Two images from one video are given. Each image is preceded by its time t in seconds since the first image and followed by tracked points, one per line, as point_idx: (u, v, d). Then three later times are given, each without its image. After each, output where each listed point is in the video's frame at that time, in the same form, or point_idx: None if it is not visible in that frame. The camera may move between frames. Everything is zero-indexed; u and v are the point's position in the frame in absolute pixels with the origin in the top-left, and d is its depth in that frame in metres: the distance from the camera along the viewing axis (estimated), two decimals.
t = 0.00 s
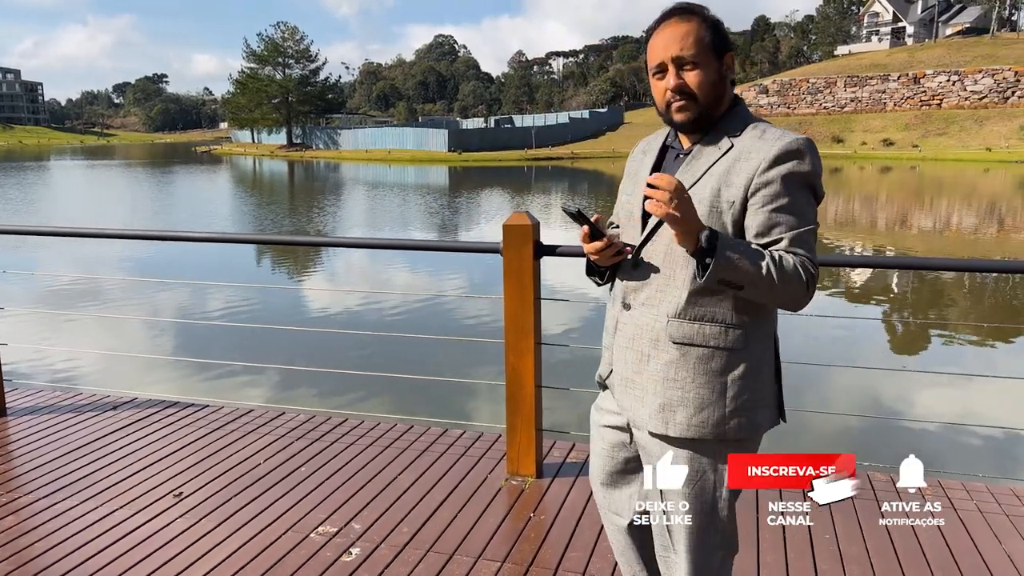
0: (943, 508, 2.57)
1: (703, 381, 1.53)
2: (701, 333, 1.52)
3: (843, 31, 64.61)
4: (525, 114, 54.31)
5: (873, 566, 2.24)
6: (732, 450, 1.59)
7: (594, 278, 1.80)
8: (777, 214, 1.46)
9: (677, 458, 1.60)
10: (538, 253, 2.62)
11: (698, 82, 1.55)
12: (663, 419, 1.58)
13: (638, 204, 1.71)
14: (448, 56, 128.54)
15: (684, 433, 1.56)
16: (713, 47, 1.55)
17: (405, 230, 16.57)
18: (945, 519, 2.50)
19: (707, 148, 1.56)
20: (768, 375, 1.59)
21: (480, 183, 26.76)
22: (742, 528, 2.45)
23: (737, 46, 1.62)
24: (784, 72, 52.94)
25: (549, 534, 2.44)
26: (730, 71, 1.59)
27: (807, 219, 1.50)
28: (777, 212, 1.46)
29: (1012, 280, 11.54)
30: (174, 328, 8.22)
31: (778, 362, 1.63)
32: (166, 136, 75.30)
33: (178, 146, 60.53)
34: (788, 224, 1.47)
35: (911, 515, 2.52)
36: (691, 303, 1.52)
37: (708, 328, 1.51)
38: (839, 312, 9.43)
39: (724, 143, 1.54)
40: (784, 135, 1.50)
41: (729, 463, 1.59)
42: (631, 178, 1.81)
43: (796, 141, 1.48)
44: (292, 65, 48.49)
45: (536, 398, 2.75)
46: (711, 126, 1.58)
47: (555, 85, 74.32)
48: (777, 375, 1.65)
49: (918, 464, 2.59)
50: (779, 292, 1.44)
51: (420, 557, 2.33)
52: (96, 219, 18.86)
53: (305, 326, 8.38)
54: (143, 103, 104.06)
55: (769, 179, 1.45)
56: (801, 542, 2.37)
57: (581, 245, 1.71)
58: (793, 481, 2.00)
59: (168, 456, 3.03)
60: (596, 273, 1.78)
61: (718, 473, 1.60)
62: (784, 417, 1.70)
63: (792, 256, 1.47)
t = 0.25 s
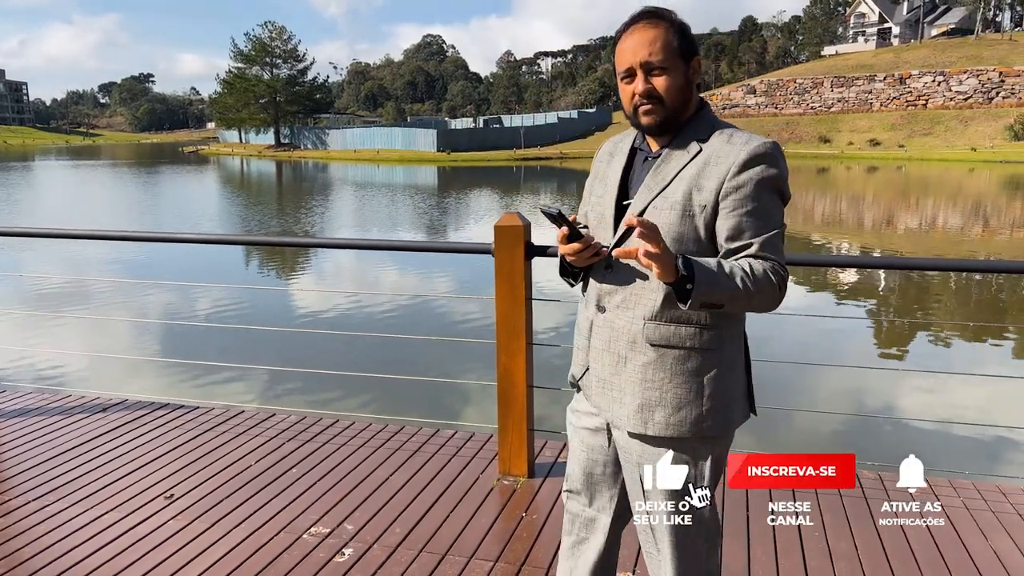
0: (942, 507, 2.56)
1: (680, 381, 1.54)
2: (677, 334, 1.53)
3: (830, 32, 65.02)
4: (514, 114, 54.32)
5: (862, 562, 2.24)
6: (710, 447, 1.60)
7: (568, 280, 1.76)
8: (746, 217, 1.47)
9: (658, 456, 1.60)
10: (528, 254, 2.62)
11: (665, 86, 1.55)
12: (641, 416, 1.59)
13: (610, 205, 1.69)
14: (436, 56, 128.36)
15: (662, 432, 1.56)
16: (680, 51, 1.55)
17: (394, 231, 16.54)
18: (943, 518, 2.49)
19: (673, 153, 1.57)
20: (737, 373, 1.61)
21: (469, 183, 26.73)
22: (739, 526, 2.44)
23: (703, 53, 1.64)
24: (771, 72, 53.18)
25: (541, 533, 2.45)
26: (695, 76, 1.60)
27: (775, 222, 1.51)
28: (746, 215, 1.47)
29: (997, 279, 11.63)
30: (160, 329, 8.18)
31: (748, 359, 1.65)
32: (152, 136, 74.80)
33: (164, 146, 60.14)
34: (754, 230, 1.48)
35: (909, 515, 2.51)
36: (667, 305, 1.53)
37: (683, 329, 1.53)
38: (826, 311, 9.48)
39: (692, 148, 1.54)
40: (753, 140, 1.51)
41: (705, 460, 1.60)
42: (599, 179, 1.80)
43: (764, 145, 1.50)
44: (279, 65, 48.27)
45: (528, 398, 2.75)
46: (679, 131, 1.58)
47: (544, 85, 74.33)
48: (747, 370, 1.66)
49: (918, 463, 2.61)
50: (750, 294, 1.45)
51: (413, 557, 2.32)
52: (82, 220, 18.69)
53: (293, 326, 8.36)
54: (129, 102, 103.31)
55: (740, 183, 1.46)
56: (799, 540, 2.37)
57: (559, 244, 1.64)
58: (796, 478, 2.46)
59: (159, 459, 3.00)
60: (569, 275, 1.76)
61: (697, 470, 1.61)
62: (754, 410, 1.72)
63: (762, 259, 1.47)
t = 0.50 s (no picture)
0: (940, 506, 2.56)
1: (656, 372, 1.54)
2: (650, 328, 1.53)
3: (820, 32, 65.37)
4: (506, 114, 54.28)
5: (857, 561, 2.24)
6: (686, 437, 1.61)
7: (540, 281, 1.73)
8: (712, 215, 1.49)
9: (636, 449, 1.59)
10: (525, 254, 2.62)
11: (628, 92, 1.55)
12: (619, 409, 1.58)
13: (579, 207, 1.68)
14: (427, 56, 128.08)
15: (640, 423, 1.56)
16: (641, 56, 1.55)
17: (385, 231, 16.51)
18: (939, 517, 2.49)
19: (639, 155, 1.57)
20: (705, 366, 1.62)
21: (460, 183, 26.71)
22: (738, 525, 2.44)
23: (662, 57, 1.63)
24: (762, 72, 53.36)
25: (538, 532, 2.44)
26: (655, 81, 1.60)
27: (737, 217, 1.53)
28: (713, 212, 1.49)
29: (985, 278, 11.71)
30: (151, 329, 8.14)
31: (713, 351, 1.67)
32: (142, 136, 74.39)
33: (153, 146, 59.79)
34: (721, 226, 1.50)
35: (907, 515, 2.50)
36: (638, 299, 1.52)
37: (656, 322, 1.53)
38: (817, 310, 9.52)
39: (658, 149, 1.55)
40: (714, 139, 1.53)
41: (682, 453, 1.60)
42: (565, 181, 1.79)
43: (725, 145, 1.52)
44: (270, 65, 48.08)
45: (524, 397, 2.75)
46: (643, 134, 1.59)
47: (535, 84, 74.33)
48: (714, 362, 1.68)
49: (918, 464, 2.63)
50: (717, 288, 1.46)
51: (412, 557, 2.31)
52: (70, 220, 18.56)
53: (284, 327, 8.33)
54: (118, 101, 102.62)
55: (707, 181, 1.48)
56: (797, 541, 2.36)
57: (535, 250, 1.61)
58: (795, 479, 2.52)
59: (154, 460, 2.99)
60: (540, 277, 1.73)
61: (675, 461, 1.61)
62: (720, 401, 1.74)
63: (726, 254, 1.50)
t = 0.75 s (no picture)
0: (940, 506, 2.56)
1: (634, 360, 1.55)
2: (627, 316, 1.54)
3: (814, 33, 65.58)
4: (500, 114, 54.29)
5: (857, 559, 2.25)
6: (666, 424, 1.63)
7: (521, 276, 1.72)
8: (685, 207, 1.50)
9: (617, 437, 1.59)
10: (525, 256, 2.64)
11: (600, 93, 1.56)
12: (601, 398, 1.57)
13: (557, 204, 1.69)
14: (422, 56, 127.97)
15: (621, 410, 1.56)
16: (611, 59, 1.56)
17: (380, 232, 16.52)
18: (939, 517, 2.49)
19: (615, 155, 1.58)
20: (679, 356, 1.64)
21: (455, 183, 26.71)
22: (737, 525, 2.44)
23: (633, 59, 1.65)
24: (756, 72, 53.47)
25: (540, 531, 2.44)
26: (626, 82, 1.61)
27: (709, 210, 1.54)
28: (686, 205, 1.50)
29: (979, 278, 11.75)
30: (146, 329, 8.12)
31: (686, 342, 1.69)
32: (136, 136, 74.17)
33: (147, 146, 59.62)
34: (695, 218, 1.51)
35: (906, 515, 2.51)
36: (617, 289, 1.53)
37: (633, 312, 1.54)
38: (812, 310, 9.55)
39: (633, 148, 1.57)
40: (687, 137, 1.55)
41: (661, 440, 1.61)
42: (540, 182, 1.79)
43: (696, 141, 1.54)
44: (264, 65, 47.98)
45: (525, 397, 2.75)
46: (617, 134, 1.60)
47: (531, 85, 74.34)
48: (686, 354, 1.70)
49: (918, 464, 2.62)
50: (694, 279, 1.47)
51: (415, 556, 2.31)
52: (64, 220, 18.49)
53: (280, 327, 8.32)
54: (112, 101, 102.23)
55: (681, 176, 1.50)
56: (799, 539, 2.36)
57: (517, 245, 1.59)
58: (795, 478, 2.53)
59: (155, 459, 2.98)
60: (520, 270, 1.73)
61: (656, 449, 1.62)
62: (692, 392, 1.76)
63: (700, 244, 1.50)
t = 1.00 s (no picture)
0: (940, 506, 2.55)
1: (613, 354, 1.56)
2: (607, 311, 1.55)
3: (809, 32, 65.73)
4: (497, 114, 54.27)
5: (857, 557, 2.26)
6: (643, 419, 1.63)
7: (505, 274, 1.72)
8: (661, 209, 1.51)
9: (594, 430, 1.59)
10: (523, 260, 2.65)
11: (580, 97, 1.56)
12: (582, 391, 1.58)
13: (539, 203, 1.68)
14: (418, 55, 127.86)
15: (601, 403, 1.57)
16: (590, 64, 1.57)
17: (377, 231, 16.50)
18: (940, 516, 2.49)
19: (595, 156, 1.58)
20: (660, 350, 1.64)
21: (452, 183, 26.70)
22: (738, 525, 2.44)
23: (611, 61, 1.65)
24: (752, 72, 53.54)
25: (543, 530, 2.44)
26: (605, 86, 1.61)
27: (686, 210, 1.55)
28: (663, 206, 1.51)
29: (974, 277, 11.78)
30: (141, 329, 8.10)
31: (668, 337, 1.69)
32: (131, 135, 73.90)
33: (143, 146, 59.45)
34: (672, 219, 1.52)
35: (907, 514, 2.50)
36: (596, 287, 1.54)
37: (612, 308, 1.55)
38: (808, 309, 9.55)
39: (612, 149, 1.57)
40: (664, 139, 1.56)
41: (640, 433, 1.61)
42: (523, 183, 1.78)
43: (672, 143, 1.55)
44: (259, 64, 47.86)
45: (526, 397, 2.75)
46: (595, 137, 1.61)
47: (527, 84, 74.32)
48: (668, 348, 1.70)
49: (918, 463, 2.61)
50: (670, 276, 1.48)
51: (417, 555, 2.31)
52: (59, 221, 18.43)
53: (276, 327, 8.31)
54: (106, 101, 101.90)
55: (659, 176, 1.50)
56: (800, 539, 2.36)
57: (501, 242, 1.59)
58: (795, 478, 2.60)
59: (157, 459, 2.98)
60: (503, 270, 1.73)
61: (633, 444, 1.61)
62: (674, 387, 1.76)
63: (676, 245, 1.51)
